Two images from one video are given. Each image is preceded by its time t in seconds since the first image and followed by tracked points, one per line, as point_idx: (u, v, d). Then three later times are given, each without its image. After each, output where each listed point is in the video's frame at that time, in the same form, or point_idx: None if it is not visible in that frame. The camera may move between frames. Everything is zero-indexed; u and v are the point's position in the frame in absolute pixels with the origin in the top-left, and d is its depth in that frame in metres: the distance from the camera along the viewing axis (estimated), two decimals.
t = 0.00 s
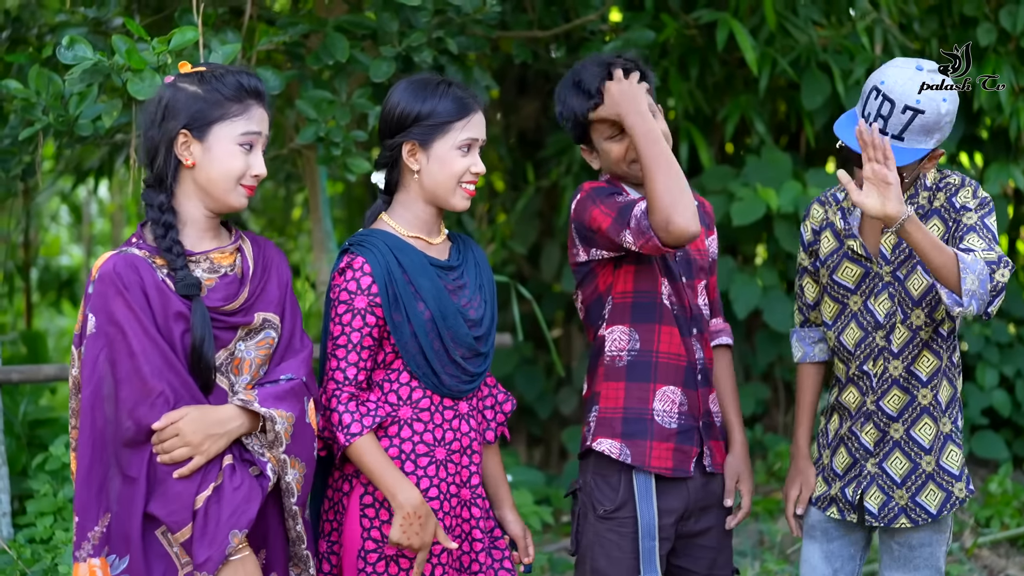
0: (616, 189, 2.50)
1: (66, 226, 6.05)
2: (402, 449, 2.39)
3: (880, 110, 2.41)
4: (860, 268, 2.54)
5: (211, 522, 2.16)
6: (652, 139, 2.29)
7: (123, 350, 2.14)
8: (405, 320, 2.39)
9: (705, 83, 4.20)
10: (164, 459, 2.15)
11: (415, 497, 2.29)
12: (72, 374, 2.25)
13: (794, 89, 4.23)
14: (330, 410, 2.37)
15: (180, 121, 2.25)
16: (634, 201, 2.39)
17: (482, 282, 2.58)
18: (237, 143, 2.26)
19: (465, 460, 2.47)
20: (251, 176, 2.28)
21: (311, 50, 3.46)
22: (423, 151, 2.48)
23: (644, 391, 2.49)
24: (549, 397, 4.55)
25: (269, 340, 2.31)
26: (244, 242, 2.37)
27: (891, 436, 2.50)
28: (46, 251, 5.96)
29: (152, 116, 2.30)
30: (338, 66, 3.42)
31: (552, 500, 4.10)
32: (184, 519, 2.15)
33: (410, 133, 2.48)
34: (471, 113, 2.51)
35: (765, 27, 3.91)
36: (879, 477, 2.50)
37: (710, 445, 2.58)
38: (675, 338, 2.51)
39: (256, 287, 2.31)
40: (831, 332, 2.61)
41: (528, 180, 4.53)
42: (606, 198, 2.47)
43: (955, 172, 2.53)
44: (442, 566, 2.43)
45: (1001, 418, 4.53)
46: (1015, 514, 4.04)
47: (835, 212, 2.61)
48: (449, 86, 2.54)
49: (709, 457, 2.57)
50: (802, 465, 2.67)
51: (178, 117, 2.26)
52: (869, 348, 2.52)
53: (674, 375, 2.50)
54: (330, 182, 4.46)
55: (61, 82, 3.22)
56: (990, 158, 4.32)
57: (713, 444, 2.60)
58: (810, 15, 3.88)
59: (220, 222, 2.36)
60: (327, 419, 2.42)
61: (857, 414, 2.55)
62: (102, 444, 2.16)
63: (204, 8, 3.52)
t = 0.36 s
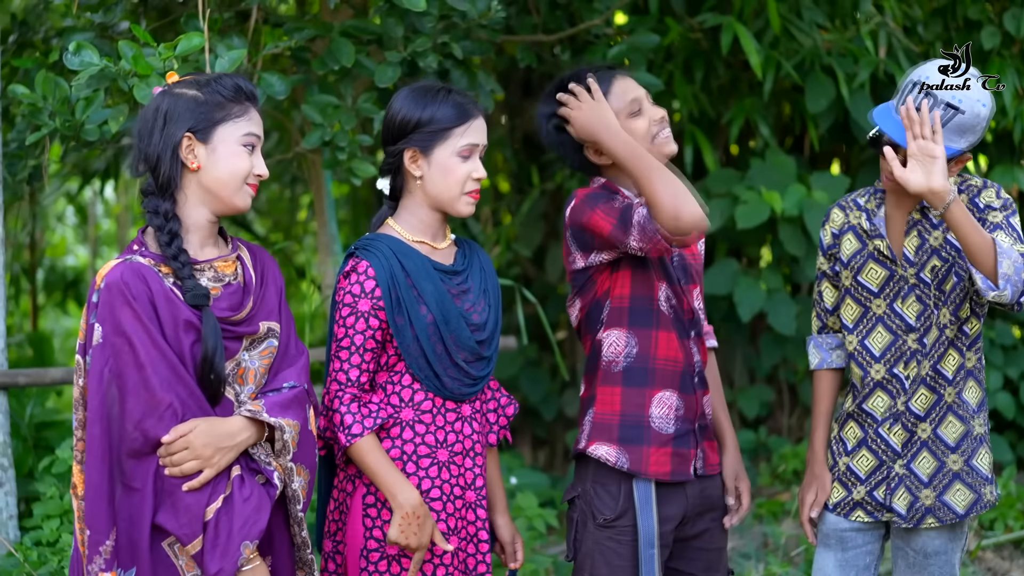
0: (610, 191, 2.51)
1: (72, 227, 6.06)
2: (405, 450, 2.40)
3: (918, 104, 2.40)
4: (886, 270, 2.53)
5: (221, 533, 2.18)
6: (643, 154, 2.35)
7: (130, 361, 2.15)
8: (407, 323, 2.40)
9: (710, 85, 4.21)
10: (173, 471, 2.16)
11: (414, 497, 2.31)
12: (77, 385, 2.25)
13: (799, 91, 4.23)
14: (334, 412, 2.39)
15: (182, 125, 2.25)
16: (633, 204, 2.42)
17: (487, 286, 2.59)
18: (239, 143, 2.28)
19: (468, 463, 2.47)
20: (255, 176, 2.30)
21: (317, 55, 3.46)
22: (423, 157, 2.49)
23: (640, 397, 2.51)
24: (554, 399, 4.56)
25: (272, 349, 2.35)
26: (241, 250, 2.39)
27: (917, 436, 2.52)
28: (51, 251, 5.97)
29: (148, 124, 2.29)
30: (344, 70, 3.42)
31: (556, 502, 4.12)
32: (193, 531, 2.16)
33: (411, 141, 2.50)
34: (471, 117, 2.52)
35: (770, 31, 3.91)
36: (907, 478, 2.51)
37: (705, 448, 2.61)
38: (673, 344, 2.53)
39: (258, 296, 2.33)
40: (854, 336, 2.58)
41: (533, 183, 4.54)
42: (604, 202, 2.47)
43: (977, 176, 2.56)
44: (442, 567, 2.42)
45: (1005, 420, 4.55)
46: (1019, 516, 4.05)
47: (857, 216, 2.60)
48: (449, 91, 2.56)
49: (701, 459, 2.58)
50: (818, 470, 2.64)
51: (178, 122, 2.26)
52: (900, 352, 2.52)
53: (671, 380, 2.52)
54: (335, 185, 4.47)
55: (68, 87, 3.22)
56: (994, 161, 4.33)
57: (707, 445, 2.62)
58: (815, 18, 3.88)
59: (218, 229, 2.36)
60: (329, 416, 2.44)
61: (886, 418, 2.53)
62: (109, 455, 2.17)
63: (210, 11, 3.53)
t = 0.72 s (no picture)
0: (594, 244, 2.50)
1: (75, 227, 6.06)
2: (396, 448, 2.42)
3: (886, 95, 2.47)
4: (875, 267, 2.54)
5: (229, 534, 2.20)
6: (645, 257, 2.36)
7: (135, 363, 2.15)
8: (398, 323, 2.41)
9: (712, 85, 4.21)
10: (177, 474, 2.17)
11: (399, 494, 2.34)
12: (77, 386, 2.25)
13: (801, 91, 4.23)
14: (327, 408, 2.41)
15: (181, 128, 2.25)
16: (610, 287, 2.45)
17: (490, 288, 2.57)
18: (238, 144, 2.28)
19: (461, 462, 2.46)
20: (255, 176, 2.31)
21: (320, 55, 3.46)
22: (408, 160, 2.52)
23: (633, 421, 2.51)
24: (557, 399, 4.56)
25: (271, 350, 2.35)
26: (239, 250, 2.39)
27: (908, 433, 2.51)
28: (53, 251, 5.97)
29: (146, 126, 2.28)
30: (347, 70, 3.43)
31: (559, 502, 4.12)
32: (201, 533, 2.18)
33: (396, 145, 2.53)
34: (462, 115, 2.51)
35: (772, 30, 3.92)
36: (897, 475, 2.51)
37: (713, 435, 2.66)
38: (664, 366, 2.52)
39: (258, 297, 2.34)
40: (841, 332, 2.59)
41: (535, 183, 4.55)
42: (583, 258, 2.49)
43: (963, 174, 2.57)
44: (433, 564, 2.41)
45: (1007, 419, 4.55)
46: (1021, 515, 4.05)
47: (842, 214, 2.61)
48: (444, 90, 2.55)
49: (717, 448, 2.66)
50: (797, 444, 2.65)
51: (178, 123, 2.26)
52: (885, 348, 2.52)
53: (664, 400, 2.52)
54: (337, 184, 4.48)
55: (70, 88, 3.22)
56: (996, 161, 4.33)
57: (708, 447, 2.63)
58: (817, 18, 3.89)
59: (217, 230, 2.37)
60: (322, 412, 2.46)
61: (869, 414, 2.54)
62: (113, 457, 2.17)
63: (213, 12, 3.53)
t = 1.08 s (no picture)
0: (593, 251, 2.49)
1: (73, 230, 6.06)
2: (389, 452, 2.44)
3: (809, 110, 2.48)
4: (856, 280, 2.52)
5: (228, 538, 2.20)
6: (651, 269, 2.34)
7: (131, 369, 2.14)
8: (390, 328, 2.41)
9: (709, 89, 4.22)
10: (174, 479, 2.17)
11: (378, 512, 2.37)
12: (72, 393, 2.24)
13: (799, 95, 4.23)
14: (324, 414, 2.41)
15: (175, 138, 2.24)
16: (609, 293, 2.44)
17: (482, 292, 2.56)
18: (232, 153, 2.28)
19: (453, 466, 2.46)
20: (248, 184, 2.31)
21: (316, 59, 3.46)
22: (399, 162, 2.52)
23: (626, 426, 2.52)
24: (554, 403, 4.55)
25: (265, 353, 2.35)
26: (230, 254, 2.39)
27: (903, 443, 2.53)
28: (51, 255, 5.96)
29: (139, 133, 2.27)
30: (344, 74, 3.43)
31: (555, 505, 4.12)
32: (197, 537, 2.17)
33: (387, 149, 2.53)
34: (450, 116, 2.52)
35: (769, 35, 3.93)
36: (897, 485, 2.53)
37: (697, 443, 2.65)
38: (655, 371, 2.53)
39: (251, 300, 2.34)
40: (821, 345, 2.54)
41: (532, 187, 4.55)
42: (582, 265, 2.48)
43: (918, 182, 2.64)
44: (422, 567, 2.42)
45: (1005, 423, 4.54)
46: (1018, 519, 4.05)
47: (812, 227, 2.58)
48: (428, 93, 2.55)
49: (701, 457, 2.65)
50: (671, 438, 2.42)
51: (171, 133, 2.25)
52: (872, 359, 2.51)
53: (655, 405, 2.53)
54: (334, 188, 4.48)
55: (66, 91, 3.22)
56: (993, 165, 4.33)
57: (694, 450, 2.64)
58: (814, 22, 3.90)
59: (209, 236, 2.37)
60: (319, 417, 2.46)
61: (860, 426, 2.53)
62: (110, 464, 2.16)
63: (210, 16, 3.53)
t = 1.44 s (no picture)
0: (595, 265, 2.48)
1: (71, 235, 6.06)
2: (373, 454, 2.43)
3: (815, 106, 2.51)
4: (845, 288, 2.53)
5: (220, 546, 2.19)
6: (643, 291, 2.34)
7: (128, 376, 2.14)
8: (380, 329, 2.41)
9: (706, 94, 4.22)
10: (170, 487, 2.16)
11: (344, 532, 2.37)
12: (69, 398, 2.23)
13: (795, 101, 4.24)
14: (315, 417, 2.41)
15: (174, 146, 2.24)
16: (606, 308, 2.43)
17: (465, 294, 2.58)
18: (230, 162, 2.28)
19: (438, 467, 2.47)
20: (246, 193, 2.31)
21: (313, 64, 3.46)
22: (383, 161, 2.52)
23: (615, 434, 2.51)
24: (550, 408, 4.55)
25: (260, 360, 2.35)
26: (227, 260, 2.39)
27: (884, 450, 2.53)
28: (48, 259, 5.95)
29: (139, 138, 2.27)
30: (341, 79, 3.44)
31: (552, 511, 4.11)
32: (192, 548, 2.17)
33: (371, 147, 2.53)
34: (434, 119, 2.52)
35: (766, 40, 3.93)
36: (878, 493, 2.53)
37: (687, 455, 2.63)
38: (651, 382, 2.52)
39: (247, 308, 2.34)
40: (807, 351, 2.54)
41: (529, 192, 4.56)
42: (581, 280, 2.46)
43: (917, 194, 2.64)
44: (398, 566, 2.45)
45: (1002, 429, 4.54)
46: (1015, 525, 4.04)
47: (807, 231, 2.58)
48: (414, 95, 2.56)
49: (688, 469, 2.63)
50: (660, 444, 2.43)
51: (171, 141, 2.25)
52: (857, 369, 2.52)
53: (646, 413, 2.52)
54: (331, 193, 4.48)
55: (63, 96, 3.22)
56: (990, 170, 4.33)
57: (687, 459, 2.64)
58: (811, 28, 3.92)
59: (206, 242, 2.37)
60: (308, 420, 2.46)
61: (840, 434, 2.52)
62: (105, 471, 2.16)
63: (207, 21, 3.53)
